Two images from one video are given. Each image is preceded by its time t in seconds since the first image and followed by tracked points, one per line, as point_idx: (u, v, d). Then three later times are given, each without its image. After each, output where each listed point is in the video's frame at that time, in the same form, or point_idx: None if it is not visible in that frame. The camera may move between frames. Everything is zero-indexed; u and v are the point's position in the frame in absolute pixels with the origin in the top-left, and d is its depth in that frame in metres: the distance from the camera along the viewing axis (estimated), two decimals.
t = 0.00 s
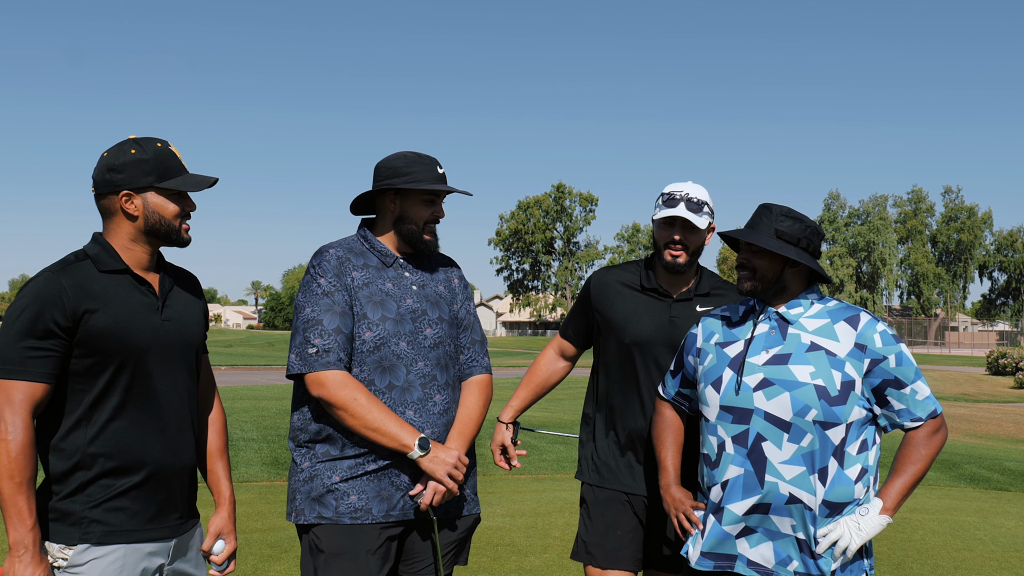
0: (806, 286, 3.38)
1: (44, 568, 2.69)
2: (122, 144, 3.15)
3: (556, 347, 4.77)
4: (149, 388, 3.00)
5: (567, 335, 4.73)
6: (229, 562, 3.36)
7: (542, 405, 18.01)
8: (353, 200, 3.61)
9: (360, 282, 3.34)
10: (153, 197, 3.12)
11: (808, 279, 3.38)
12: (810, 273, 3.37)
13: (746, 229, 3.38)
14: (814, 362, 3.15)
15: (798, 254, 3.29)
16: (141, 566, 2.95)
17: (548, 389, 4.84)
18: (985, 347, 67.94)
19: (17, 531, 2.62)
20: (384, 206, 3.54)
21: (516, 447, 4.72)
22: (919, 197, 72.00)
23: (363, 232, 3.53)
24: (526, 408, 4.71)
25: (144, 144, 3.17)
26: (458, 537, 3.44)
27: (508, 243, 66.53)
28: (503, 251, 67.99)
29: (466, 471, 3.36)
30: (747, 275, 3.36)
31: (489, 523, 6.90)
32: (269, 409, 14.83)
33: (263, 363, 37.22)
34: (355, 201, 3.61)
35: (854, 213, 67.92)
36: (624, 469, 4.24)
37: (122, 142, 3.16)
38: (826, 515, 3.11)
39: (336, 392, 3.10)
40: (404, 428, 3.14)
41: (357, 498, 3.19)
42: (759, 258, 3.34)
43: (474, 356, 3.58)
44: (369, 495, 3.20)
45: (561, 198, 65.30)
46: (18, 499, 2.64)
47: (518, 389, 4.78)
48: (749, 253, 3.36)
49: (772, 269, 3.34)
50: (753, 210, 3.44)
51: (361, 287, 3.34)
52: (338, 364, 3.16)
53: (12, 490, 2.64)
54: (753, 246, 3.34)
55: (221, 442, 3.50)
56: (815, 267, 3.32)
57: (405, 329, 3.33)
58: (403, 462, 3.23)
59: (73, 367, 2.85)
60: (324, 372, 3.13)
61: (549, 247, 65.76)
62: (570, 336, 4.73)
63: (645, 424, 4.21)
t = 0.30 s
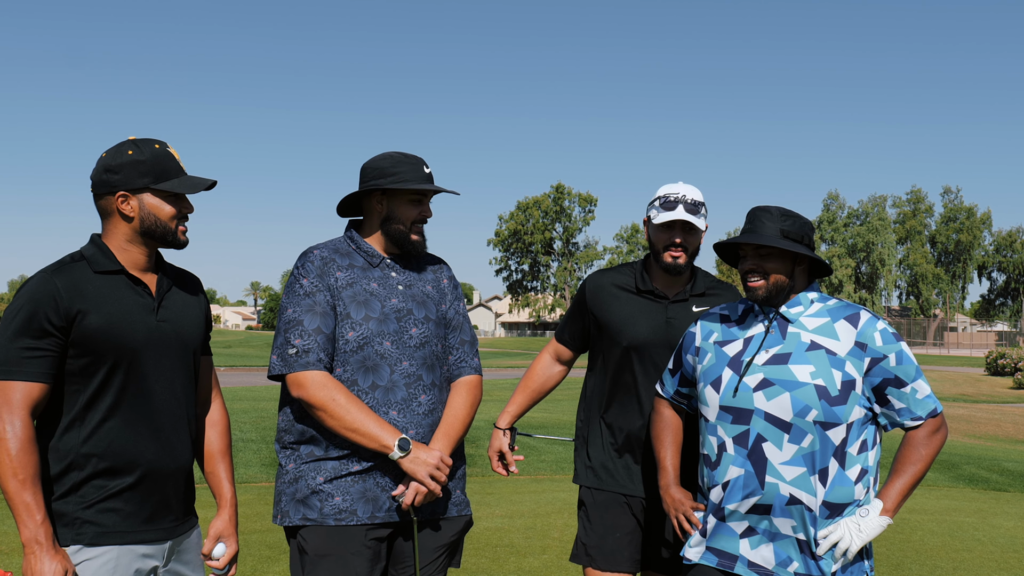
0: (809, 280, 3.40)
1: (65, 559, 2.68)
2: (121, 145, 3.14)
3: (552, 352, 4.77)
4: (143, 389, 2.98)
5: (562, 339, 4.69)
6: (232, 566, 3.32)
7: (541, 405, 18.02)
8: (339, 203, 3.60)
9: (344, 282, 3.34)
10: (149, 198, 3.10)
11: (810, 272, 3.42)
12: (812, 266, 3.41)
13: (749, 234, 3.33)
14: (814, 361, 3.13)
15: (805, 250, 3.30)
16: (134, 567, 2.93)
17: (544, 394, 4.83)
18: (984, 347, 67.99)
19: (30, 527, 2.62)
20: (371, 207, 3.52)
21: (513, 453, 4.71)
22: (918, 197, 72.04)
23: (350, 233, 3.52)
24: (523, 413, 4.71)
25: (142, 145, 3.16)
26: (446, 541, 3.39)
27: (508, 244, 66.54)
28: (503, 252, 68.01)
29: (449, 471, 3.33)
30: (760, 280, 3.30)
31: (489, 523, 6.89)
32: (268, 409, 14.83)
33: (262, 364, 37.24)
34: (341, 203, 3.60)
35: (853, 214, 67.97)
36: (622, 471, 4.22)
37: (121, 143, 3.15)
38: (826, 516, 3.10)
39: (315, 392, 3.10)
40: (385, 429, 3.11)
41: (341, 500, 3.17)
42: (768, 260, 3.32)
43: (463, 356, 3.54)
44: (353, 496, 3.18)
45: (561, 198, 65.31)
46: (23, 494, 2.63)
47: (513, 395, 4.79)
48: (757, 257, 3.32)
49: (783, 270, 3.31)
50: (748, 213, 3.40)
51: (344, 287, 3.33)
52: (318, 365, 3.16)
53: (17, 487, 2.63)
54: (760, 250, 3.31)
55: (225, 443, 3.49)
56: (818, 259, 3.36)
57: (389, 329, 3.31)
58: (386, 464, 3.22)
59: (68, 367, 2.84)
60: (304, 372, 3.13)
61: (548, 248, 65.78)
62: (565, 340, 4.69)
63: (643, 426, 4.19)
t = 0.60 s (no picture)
0: (807, 284, 3.39)
1: (91, 549, 2.67)
2: (118, 145, 3.14)
3: (548, 353, 4.77)
4: (144, 389, 2.98)
5: (557, 341, 4.69)
6: (233, 567, 3.33)
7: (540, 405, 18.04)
8: (338, 204, 3.61)
9: (344, 283, 3.34)
10: (146, 198, 3.09)
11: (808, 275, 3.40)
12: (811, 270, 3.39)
13: (745, 231, 3.35)
14: (813, 363, 3.13)
15: (802, 253, 3.29)
16: (135, 567, 2.93)
17: (541, 395, 4.84)
18: (983, 347, 68.03)
19: (52, 520, 2.61)
20: (371, 207, 3.53)
21: (512, 454, 4.72)
22: (918, 197, 72.05)
23: (351, 234, 3.53)
24: (520, 415, 4.71)
25: (140, 145, 3.15)
26: (447, 541, 3.39)
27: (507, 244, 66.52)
28: (502, 252, 67.99)
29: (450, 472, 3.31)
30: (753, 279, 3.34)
31: (488, 523, 6.90)
32: (267, 409, 14.84)
33: (261, 364, 37.23)
34: (340, 204, 3.60)
35: (853, 214, 67.98)
36: (617, 471, 4.22)
37: (119, 143, 3.14)
38: (826, 517, 3.10)
39: (315, 394, 3.10)
40: (384, 429, 3.11)
41: (341, 499, 3.17)
42: (764, 259, 3.33)
43: (465, 356, 3.55)
44: (353, 496, 3.18)
45: (560, 198, 65.32)
46: (42, 489, 2.64)
47: (511, 396, 4.79)
48: (752, 256, 3.35)
49: (777, 270, 3.33)
50: (750, 211, 3.41)
51: (344, 288, 3.33)
52: (317, 366, 3.16)
53: (35, 482, 2.63)
54: (755, 248, 3.33)
55: (222, 444, 3.48)
56: (817, 264, 3.34)
57: (389, 329, 3.30)
58: (385, 465, 3.22)
59: (71, 366, 2.83)
60: (304, 375, 3.13)
61: (548, 248, 65.77)
62: (561, 341, 4.69)
63: (636, 427, 4.19)
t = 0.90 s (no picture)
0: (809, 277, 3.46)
1: (111, 548, 2.70)
2: (117, 145, 3.15)
3: (543, 356, 4.75)
4: (149, 388, 3.00)
5: (551, 346, 4.69)
6: (234, 564, 3.36)
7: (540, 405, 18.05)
8: (349, 204, 3.62)
9: (353, 283, 3.36)
10: (145, 197, 3.11)
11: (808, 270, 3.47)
12: (810, 263, 3.46)
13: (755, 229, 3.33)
14: (812, 363, 3.15)
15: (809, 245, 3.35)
16: (139, 567, 2.95)
17: (538, 398, 4.84)
18: (983, 348, 68.05)
19: (71, 517, 2.62)
20: (382, 208, 3.56)
21: (511, 456, 4.74)
22: (918, 198, 72.06)
23: (362, 235, 3.56)
24: (518, 418, 4.72)
25: (138, 145, 3.17)
26: (454, 540, 3.39)
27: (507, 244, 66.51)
28: (502, 252, 68.00)
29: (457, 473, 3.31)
30: (767, 276, 3.32)
31: (488, 523, 6.91)
32: (266, 410, 14.85)
33: (261, 364, 37.23)
34: (351, 204, 3.62)
35: (852, 214, 68.00)
36: (612, 471, 4.24)
37: (117, 143, 3.16)
38: (823, 517, 3.11)
39: (323, 393, 3.13)
40: (391, 429, 3.13)
41: (347, 498, 3.19)
42: (776, 254, 3.33)
43: (476, 356, 3.56)
44: (360, 495, 3.20)
45: (559, 199, 65.33)
46: (59, 486, 2.65)
47: (508, 399, 4.79)
48: (764, 252, 3.33)
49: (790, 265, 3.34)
50: (749, 211, 3.41)
51: (354, 288, 3.35)
52: (326, 366, 3.18)
53: (52, 479, 2.65)
54: (767, 244, 3.32)
55: (220, 443, 3.49)
56: (819, 256, 3.42)
57: (398, 330, 3.32)
58: (392, 464, 3.23)
59: (79, 365, 2.84)
60: (313, 375, 3.16)
61: (547, 248, 65.76)
62: (556, 345, 4.68)
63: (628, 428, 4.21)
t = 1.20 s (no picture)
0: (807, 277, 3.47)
1: (79, 564, 2.71)
2: (118, 145, 3.16)
3: (541, 359, 4.78)
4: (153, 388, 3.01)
5: (549, 347, 4.70)
6: (231, 562, 3.36)
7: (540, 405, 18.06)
8: (361, 204, 3.64)
9: (363, 282, 3.37)
10: (149, 196, 3.12)
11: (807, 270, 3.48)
12: (810, 263, 3.47)
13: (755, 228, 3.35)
14: (810, 362, 3.16)
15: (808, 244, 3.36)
16: (143, 567, 2.96)
17: (538, 402, 4.84)
18: (983, 348, 68.04)
19: (49, 530, 2.65)
20: (393, 208, 3.57)
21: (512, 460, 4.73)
22: (918, 198, 72.04)
23: (374, 235, 3.57)
24: (518, 421, 4.72)
25: (140, 144, 3.18)
26: (459, 540, 3.39)
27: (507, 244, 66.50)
28: (502, 252, 68.00)
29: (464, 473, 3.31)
30: (766, 275, 3.33)
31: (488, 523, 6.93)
32: (266, 410, 14.86)
33: (260, 364, 37.22)
34: (363, 204, 3.63)
35: (852, 214, 67.99)
36: (608, 471, 4.26)
37: (119, 143, 3.17)
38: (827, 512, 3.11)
39: (331, 392, 3.14)
40: (397, 428, 3.13)
41: (353, 496, 3.21)
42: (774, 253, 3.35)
43: (486, 356, 3.56)
44: (365, 493, 3.21)
45: (559, 199, 65.33)
46: (45, 497, 2.66)
47: (508, 403, 4.79)
48: (762, 251, 3.35)
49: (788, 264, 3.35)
50: (748, 211, 3.42)
51: (364, 287, 3.37)
52: (335, 364, 3.19)
53: (38, 489, 2.66)
54: (766, 243, 3.34)
55: (220, 442, 3.50)
56: (817, 256, 3.44)
57: (406, 329, 3.33)
58: (399, 462, 3.24)
59: (82, 365, 2.85)
60: (322, 372, 3.17)
61: (547, 248, 65.75)
62: (553, 348, 4.71)
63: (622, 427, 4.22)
